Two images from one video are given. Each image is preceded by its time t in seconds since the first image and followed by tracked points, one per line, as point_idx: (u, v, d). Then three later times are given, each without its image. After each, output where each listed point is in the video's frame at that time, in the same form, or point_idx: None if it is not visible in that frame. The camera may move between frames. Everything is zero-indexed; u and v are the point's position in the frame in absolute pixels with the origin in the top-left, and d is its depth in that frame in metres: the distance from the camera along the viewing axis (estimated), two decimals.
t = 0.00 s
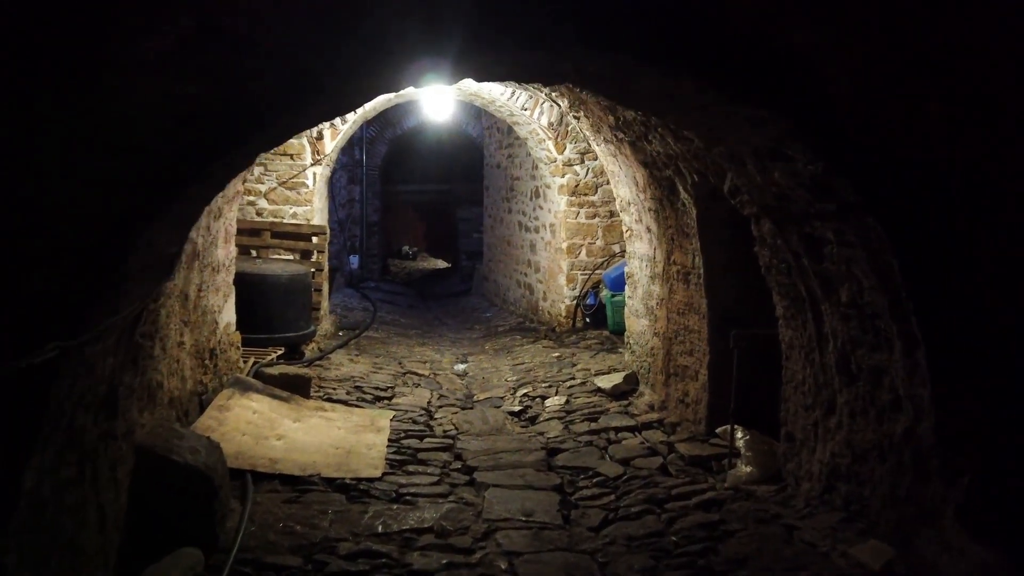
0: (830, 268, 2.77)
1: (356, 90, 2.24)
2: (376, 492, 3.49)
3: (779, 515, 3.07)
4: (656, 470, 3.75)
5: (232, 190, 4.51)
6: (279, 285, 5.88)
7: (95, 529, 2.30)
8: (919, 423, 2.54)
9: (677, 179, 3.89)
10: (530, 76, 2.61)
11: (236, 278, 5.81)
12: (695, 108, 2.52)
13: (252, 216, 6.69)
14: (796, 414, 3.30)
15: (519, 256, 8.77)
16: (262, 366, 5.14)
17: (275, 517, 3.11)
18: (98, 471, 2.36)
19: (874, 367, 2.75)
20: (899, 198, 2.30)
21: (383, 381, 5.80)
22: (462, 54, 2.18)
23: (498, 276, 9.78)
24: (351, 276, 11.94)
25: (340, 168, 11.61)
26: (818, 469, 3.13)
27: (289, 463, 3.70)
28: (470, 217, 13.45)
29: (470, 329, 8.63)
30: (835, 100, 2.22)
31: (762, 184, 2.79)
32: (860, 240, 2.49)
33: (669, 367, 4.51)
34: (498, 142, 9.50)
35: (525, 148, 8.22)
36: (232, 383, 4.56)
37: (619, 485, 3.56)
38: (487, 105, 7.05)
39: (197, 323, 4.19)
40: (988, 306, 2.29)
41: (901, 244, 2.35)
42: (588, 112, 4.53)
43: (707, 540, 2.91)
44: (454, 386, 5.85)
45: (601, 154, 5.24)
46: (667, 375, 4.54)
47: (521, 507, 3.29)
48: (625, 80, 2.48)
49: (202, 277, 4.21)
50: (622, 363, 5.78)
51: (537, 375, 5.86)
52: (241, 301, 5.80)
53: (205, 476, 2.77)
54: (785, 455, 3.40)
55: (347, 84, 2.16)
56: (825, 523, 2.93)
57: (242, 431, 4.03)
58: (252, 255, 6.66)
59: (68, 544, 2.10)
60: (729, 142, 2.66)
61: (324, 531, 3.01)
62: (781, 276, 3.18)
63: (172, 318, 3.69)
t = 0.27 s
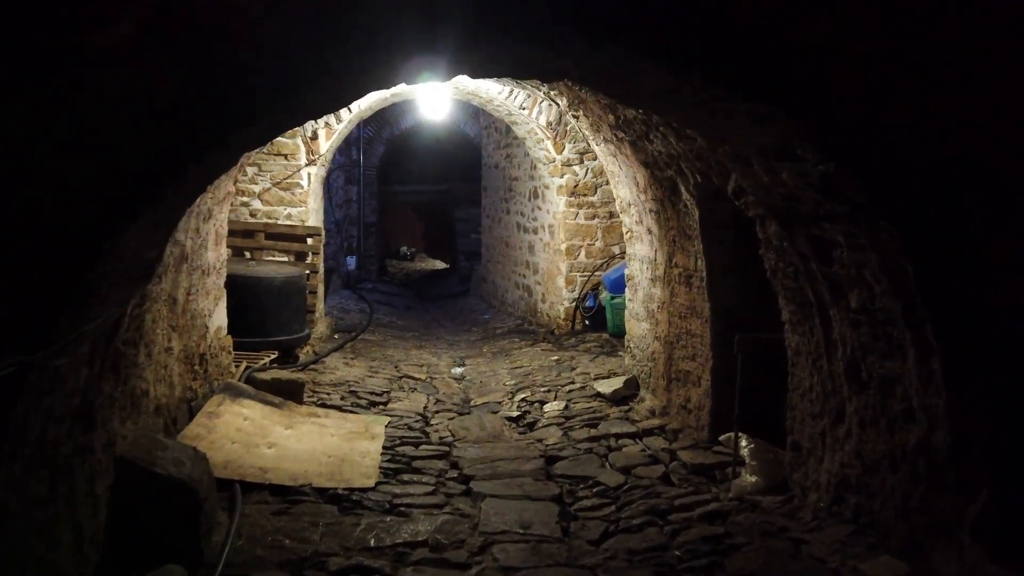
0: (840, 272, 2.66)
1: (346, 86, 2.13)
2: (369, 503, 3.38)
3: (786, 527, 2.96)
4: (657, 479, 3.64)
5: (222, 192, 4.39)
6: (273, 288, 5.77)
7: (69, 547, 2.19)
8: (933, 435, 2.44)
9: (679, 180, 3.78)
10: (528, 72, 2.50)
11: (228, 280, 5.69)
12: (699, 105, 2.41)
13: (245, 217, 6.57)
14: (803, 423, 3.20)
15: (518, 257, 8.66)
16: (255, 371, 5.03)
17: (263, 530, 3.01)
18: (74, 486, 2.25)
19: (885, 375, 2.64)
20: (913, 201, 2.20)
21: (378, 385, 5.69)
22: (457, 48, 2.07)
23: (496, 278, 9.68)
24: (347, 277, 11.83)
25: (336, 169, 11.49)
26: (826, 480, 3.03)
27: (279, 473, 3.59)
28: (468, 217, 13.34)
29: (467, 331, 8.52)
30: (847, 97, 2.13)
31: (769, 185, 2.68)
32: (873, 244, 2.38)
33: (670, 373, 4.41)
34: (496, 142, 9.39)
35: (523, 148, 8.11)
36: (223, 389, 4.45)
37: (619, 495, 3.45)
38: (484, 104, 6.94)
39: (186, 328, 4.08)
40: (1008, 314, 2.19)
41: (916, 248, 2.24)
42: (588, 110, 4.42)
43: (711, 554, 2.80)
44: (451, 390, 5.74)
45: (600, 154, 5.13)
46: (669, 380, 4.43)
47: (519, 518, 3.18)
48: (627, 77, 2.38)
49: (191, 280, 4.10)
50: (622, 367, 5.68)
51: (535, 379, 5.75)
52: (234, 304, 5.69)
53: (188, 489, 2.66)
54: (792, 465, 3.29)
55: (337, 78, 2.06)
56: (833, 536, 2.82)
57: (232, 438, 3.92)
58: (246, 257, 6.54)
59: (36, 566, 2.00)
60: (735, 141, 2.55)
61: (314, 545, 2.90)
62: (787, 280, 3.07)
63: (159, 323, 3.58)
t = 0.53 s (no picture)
0: (850, 274, 2.58)
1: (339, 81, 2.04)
2: (365, 512, 3.29)
3: (795, 537, 2.88)
4: (661, 486, 3.56)
5: (216, 192, 4.30)
6: (269, 290, 5.69)
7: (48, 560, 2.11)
8: (948, 443, 2.35)
9: (683, 180, 3.70)
10: (529, 68, 2.42)
11: (223, 282, 5.61)
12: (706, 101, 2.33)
13: (241, 218, 6.49)
14: (811, 429, 3.12)
15: (517, 258, 8.58)
16: (250, 374, 4.94)
17: (256, 540, 2.92)
18: (56, 497, 2.17)
19: (897, 380, 2.56)
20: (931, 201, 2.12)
21: (376, 388, 5.60)
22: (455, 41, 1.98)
23: (496, 278, 9.59)
24: (346, 278, 11.74)
25: (334, 169, 11.41)
26: (835, 488, 2.95)
27: (273, 480, 3.50)
28: (468, 217, 13.25)
29: (466, 333, 8.43)
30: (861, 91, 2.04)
31: (778, 185, 2.60)
32: (886, 245, 2.29)
33: (673, 376, 4.32)
34: (495, 142, 9.30)
35: (523, 148, 8.03)
36: (217, 393, 4.36)
37: (622, 503, 3.37)
38: (484, 103, 6.86)
39: (179, 331, 3.99)
40: None
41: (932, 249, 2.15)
42: (589, 109, 4.34)
43: (717, 565, 2.72)
44: (450, 393, 5.66)
45: (602, 154, 5.05)
46: (671, 384, 4.34)
47: (519, 527, 3.10)
48: (631, 73, 2.30)
49: (184, 283, 4.01)
50: (623, 369, 5.59)
51: (535, 382, 5.67)
52: (229, 306, 5.60)
53: (176, 499, 2.58)
54: (799, 472, 3.21)
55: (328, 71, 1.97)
56: (843, 546, 2.74)
57: (226, 444, 3.83)
58: (242, 258, 6.46)
59: None
60: (743, 138, 2.47)
61: (308, 556, 2.81)
62: (794, 282, 2.99)
63: (151, 326, 3.49)
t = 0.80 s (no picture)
0: (863, 275, 2.50)
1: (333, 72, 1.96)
2: (363, 519, 3.21)
3: (805, 546, 2.80)
4: (665, 492, 3.48)
5: (211, 190, 4.21)
6: (265, 291, 5.60)
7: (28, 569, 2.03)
8: (964, 450, 2.27)
9: (687, 179, 3.62)
10: (531, 61, 2.34)
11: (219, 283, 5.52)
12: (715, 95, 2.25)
13: (238, 218, 6.40)
14: (820, 434, 3.03)
15: (517, 259, 8.50)
16: (246, 376, 4.86)
17: (249, 548, 2.84)
18: (38, 506, 2.08)
19: (911, 384, 2.48)
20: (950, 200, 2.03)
21: (374, 391, 5.51)
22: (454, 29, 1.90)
23: (495, 279, 9.51)
24: (344, 279, 11.65)
25: (333, 169, 11.33)
26: (845, 496, 2.86)
27: (268, 485, 3.42)
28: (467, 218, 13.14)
29: (466, 334, 8.35)
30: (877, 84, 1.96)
31: (788, 182, 2.52)
32: (901, 244, 2.21)
33: (677, 379, 4.24)
34: (495, 142, 9.22)
35: (524, 148, 7.94)
36: (211, 396, 4.27)
37: (626, 509, 3.28)
38: (484, 102, 6.78)
39: (173, 333, 3.91)
40: None
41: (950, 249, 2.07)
42: (591, 107, 4.25)
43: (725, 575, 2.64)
44: (449, 396, 5.58)
45: (604, 153, 4.96)
46: (675, 387, 4.26)
47: (520, 535, 3.01)
48: (638, 65, 2.21)
49: (178, 283, 3.93)
50: (625, 372, 5.51)
51: (536, 385, 5.58)
52: (225, 308, 5.51)
53: (169, 504, 2.48)
54: (808, 478, 3.13)
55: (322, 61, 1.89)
56: (854, 556, 2.66)
57: (220, 448, 3.75)
58: (239, 259, 6.37)
59: None
60: (752, 135, 2.39)
61: (303, 565, 2.73)
62: (803, 283, 2.90)
63: (142, 328, 3.41)
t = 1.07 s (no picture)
0: (885, 279, 2.38)
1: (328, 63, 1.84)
2: (361, 533, 3.09)
3: (822, 561, 2.68)
4: (674, 503, 3.36)
5: (204, 190, 4.09)
6: (261, 293, 5.48)
7: None
8: (994, 463, 2.15)
9: (696, 179, 3.51)
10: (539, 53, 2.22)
11: (214, 285, 5.40)
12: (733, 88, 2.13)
13: (234, 219, 6.28)
14: (836, 445, 2.92)
15: (518, 260, 8.38)
16: (241, 381, 4.74)
17: (242, 564, 2.72)
18: (14, 525, 1.96)
19: (936, 394, 2.36)
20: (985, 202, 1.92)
21: (372, 395, 5.39)
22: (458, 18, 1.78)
23: (496, 281, 9.39)
24: (343, 280, 11.54)
25: (331, 169, 11.22)
26: (863, 510, 2.75)
27: (263, 496, 3.31)
28: (466, 219, 13.02)
29: (465, 337, 8.23)
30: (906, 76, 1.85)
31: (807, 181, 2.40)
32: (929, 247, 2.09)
33: (684, 385, 4.12)
34: (495, 142, 9.10)
35: (524, 148, 7.82)
36: (205, 402, 4.15)
37: (634, 522, 3.17)
38: (484, 101, 6.66)
39: (165, 337, 3.79)
40: None
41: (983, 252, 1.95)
42: (596, 106, 4.13)
43: None
44: (449, 401, 5.46)
45: (608, 152, 4.85)
46: (682, 393, 4.14)
47: (525, 549, 2.90)
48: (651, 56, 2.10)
49: (170, 286, 3.80)
50: (629, 376, 5.39)
51: (538, 389, 5.47)
52: (220, 310, 5.39)
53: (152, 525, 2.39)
54: (823, 490, 3.01)
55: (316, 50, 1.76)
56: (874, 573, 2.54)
57: (214, 457, 3.63)
58: (235, 260, 6.25)
59: None
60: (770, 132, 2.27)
61: None
62: (819, 287, 2.79)
63: (132, 333, 3.29)
